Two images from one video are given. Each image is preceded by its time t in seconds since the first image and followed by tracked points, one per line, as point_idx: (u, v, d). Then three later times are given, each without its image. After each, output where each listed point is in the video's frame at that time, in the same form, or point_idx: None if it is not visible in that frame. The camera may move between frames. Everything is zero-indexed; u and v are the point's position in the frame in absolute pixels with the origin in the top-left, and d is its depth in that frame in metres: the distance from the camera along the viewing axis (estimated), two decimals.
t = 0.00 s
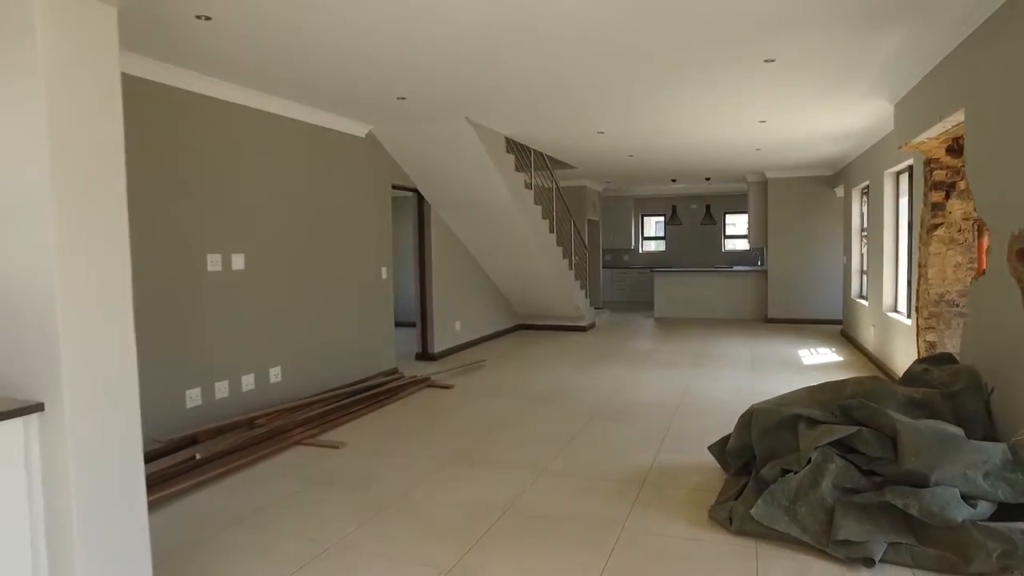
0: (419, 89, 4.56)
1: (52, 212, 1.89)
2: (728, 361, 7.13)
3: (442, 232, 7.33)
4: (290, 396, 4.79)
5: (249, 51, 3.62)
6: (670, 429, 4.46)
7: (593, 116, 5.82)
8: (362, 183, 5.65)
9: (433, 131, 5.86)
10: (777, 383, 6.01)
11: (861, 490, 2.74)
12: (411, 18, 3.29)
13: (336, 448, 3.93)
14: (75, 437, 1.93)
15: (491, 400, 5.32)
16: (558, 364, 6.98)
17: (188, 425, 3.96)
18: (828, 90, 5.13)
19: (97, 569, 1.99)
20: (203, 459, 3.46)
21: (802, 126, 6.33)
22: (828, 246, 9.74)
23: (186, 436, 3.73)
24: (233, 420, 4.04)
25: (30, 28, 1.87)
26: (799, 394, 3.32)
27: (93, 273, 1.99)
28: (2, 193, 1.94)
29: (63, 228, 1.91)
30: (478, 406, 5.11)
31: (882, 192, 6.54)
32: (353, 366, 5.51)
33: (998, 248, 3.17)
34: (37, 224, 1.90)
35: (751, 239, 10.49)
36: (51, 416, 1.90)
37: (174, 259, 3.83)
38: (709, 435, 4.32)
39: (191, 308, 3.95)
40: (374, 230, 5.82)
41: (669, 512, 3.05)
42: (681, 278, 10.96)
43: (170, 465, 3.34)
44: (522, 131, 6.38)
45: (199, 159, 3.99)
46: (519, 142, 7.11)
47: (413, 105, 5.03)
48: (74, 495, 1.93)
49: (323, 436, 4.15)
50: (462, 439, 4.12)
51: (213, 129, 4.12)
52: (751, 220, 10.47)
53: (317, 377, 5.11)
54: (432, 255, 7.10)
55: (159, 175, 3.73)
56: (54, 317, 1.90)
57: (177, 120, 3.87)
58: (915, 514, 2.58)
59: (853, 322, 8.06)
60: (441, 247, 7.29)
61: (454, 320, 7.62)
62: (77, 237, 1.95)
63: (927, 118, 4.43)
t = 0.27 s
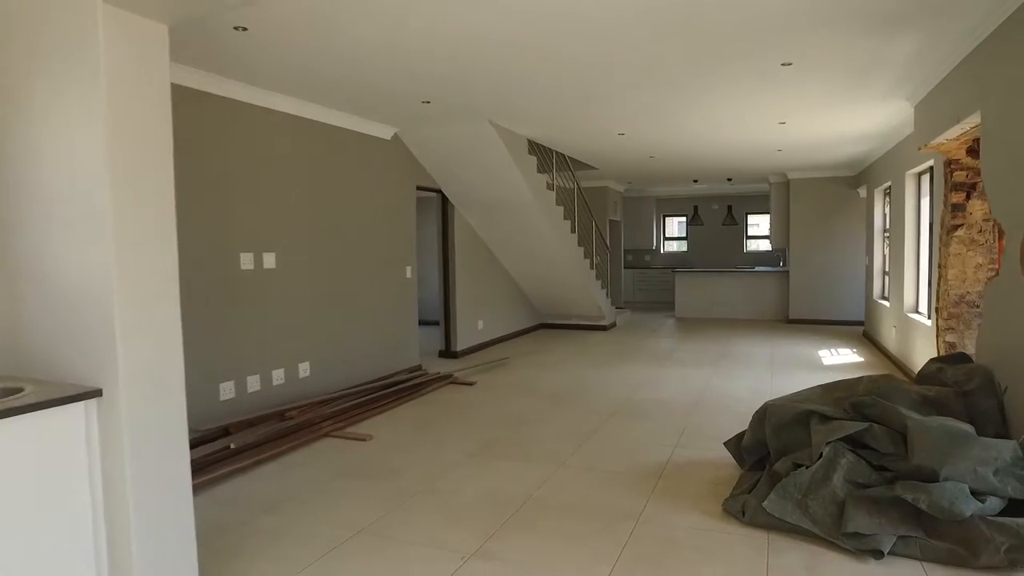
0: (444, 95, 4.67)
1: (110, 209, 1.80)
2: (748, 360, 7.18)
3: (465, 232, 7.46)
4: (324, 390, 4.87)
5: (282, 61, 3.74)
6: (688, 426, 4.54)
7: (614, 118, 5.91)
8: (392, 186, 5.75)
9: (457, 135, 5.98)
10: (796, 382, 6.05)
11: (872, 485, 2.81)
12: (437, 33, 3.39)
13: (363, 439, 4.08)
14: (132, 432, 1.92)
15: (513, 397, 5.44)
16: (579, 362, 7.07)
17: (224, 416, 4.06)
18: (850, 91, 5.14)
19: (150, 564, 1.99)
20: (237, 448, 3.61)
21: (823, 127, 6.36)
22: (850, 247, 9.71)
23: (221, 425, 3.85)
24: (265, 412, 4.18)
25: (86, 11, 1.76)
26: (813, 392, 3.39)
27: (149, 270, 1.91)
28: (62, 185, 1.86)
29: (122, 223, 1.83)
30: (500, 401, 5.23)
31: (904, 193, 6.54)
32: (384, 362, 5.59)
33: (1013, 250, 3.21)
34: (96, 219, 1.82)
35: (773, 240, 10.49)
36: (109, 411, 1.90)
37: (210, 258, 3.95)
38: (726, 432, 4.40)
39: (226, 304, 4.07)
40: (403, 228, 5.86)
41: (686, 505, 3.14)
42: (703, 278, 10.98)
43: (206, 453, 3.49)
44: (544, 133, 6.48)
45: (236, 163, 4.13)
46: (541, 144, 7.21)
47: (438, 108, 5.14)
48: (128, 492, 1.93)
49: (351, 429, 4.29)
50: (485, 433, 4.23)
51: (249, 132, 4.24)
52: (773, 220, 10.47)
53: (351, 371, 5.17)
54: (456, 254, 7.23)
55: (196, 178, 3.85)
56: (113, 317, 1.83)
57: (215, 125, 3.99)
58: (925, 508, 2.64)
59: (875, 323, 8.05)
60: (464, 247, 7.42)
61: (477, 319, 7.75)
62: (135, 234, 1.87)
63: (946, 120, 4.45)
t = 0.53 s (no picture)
0: (473, 102, 4.79)
1: (170, 216, 1.95)
2: (773, 361, 7.20)
3: (493, 232, 7.58)
4: (356, 384, 5.02)
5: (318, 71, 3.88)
6: (711, 423, 4.61)
7: (640, 121, 5.98)
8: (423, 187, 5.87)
9: (485, 138, 6.09)
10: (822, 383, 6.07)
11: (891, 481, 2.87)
12: (464, 42, 3.51)
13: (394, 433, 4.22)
14: (188, 424, 2.04)
15: (538, 393, 5.55)
16: (604, 361, 7.15)
17: (262, 408, 4.22)
18: (876, 93, 5.15)
19: (205, 550, 2.10)
20: (275, 439, 3.73)
21: (850, 128, 6.35)
22: (879, 248, 9.64)
23: (258, 416, 4.01)
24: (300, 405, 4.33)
25: (152, 36, 1.92)
26: (834, 390, 3.45)
27: (203, 273, 2.05)
28: (128, 193, 2.02)
29: (180, 229, 1.97)
30: (526, 398, 5.34)
31: (932, 194, 6.51)
32: (413, 359, 5.72)
33: None
34: (158, 226, 1.97)
35: (800, 241, 10.45)
36: (167, 402, 2.03)
37: (251, 257, 4.11)
38: (749, 430, 4.45)
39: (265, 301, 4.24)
40: (433, 228, 6.00)
41: (709, 500, 3.21)
42: (730, 279, 10.98)
43: (246, 443, 3.63)
44: (570, 135, 6.57)
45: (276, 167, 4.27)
46: (567, 146, 7.30)
47: (467, 113, 5.26)
48: (184, 482, 2.05)
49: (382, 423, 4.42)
50: (511, 428, 4.34)
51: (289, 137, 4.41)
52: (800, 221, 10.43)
53: (382, 367, 5.31)
54: (483, 254, 7.35)
55: (239, 180, 4.01)
56: (171, 316, 1.97)
57: (257, 131, 4.16)
58: (942, 504, 2.70)
59: (903, 325, 8.00)
60: (491, 247, 7.54)
61: (504, 318, 7.87)
62: (191, 240, 2.01)
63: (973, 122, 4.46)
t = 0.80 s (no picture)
0: (503, 106, 4.90)
1: (223, 216, 2.08)
2: (799, 360, 7.21)
3: (520, 231, 7.69)
4: (388, 378, 5.16)
5: (355, 77, 4.02)
6: (737, 420, 4.67)
7: (667, 122, 6.05)
8: (453, 187, 6.00)
9: (514, 141, 6.20)
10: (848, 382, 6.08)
11: (911, 475, 2.92)
12: (494, 49, 3.63)
13: (426, 425, 4.35)
14: (239, 413, 2.17)
15: (565, 390, 5.65)
16: (630, 359, 7.23)
17: (299, 400, 4.38)
18: (904, 93, 5.17)
19: (254, 531, 2.23)
20: (313, 429, 3.89)
21: (877, 128, 6.35)
22: (908, 248, 9.58)
23: (296, 407, 4.17)
24: (335, 398, 4.49)
25: (209, 49, 2.07)
26: (857, 387, 3.50)
27: (253, 269, 2.18)
28: (184, 194, 2.16)
29: (234, 228, 2.11)
30: (553, 394, 5.44)
31: (962, 194, 6.48)
32: (442, 355, 5.85)
33: None
34: (212, 226, 2.10)
35: (828, 241, 10.41)
36: (220, 391, 2.17)
37: (290, 255, 4.26)
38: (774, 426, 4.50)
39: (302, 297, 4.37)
40: (462, 228, 6.13)
41: (735, 493, 3.28)
42: (756, 279, 10.96)
43: (286, 433, 3.79)
44: (598, 137, 6.65)
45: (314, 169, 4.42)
46: (594, 146, 7.38)
47: (497, 116, 5.37)
48: (235, 466, 2.18)
49: (414, 416, 4.56)
50: (538, 423, 4.45)
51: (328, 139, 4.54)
52: (828, 221, 10.39)
53: (412, 363, 5.45)
54: (511, 253, 7.46)
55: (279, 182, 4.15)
56: (223, 308, 2.11)
57: (298, 133, 4.30)
58: (962, 498, 2.75)
59: (932, 325, 7.96)
60: (518, 246, 7.65)
61: (531, 316, 7.98)
62: (242, 238, 2.14)
63: (1002, 123, 4.46)
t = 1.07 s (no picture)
0: (527, 111, 5.00)
1: (267, 218, 2.22)
2: (822, 361, 7.22)
3: (543, 232, 7.78)
4: (415, 375, 5.28)
5: (386, 83, 4.14)
6: (758, 418, 4.72)
7: (690, 125, 6.11)
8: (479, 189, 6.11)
9: (539, 143, 6.29)
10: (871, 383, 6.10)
11: (928, 472, 2.97)
12: (520, 58, 3.73)
13: (452, 420, 4.46)
14: (280, 404, 2.29)
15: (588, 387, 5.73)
16: (652, 358, 7.29)
17: (330, 395, 4.52)
18: (929, 95, 5.18)
19: (293, 516, 2.35)
20: (343, 422, 4.02)
21: (902, 129, 6.35)
22: (934, 249, 9.51)
23: (326, 401, 4.31)
24: (363, 392, 4.63)
25: (255, 59, 2.20)
26: (876, 385, 3.55)
27: (294, 268, 2.31)
28: (229, 196, 2.30)
29: (276, 228, 2.24)
30: (576, 392, 5.53)
31: (988, 195, 6.45)
32: (467, 352, 5.97)
33: None
34: (256, 227, 2.23)
35: (852, 241, 10.37)
36: (262, 382, 2.29)
37: (323, 254, 4.38)
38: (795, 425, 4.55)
39: (335, 297, 4.47)
40: (487, 228, 6.24)
41: (756, 489, 3.34)
42: (779, 280, 10.94)
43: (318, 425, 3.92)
44: (621, 138, 6.72)
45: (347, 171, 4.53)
46: (617, 148, 7.45)
47: (521, 120, 5.47)
48: (275, 454, 2.30)
49: (440, 411, 4.67)
50: (561, 419, 4.55)
51: (359, 141, 4.64)
52: (852, 221, 10.34)
53: (438, 360, 5.57)
54: (534, 253, 7.55)
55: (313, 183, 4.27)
56: (266, 305, 2.24)
57: (331, 136, 4.40)
58: (978, 495, 2.77)
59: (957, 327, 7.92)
60: (542, 246, 7.75)
61: (553, 315, 8.07)
62: (284, 239, 2.27)
63: None
